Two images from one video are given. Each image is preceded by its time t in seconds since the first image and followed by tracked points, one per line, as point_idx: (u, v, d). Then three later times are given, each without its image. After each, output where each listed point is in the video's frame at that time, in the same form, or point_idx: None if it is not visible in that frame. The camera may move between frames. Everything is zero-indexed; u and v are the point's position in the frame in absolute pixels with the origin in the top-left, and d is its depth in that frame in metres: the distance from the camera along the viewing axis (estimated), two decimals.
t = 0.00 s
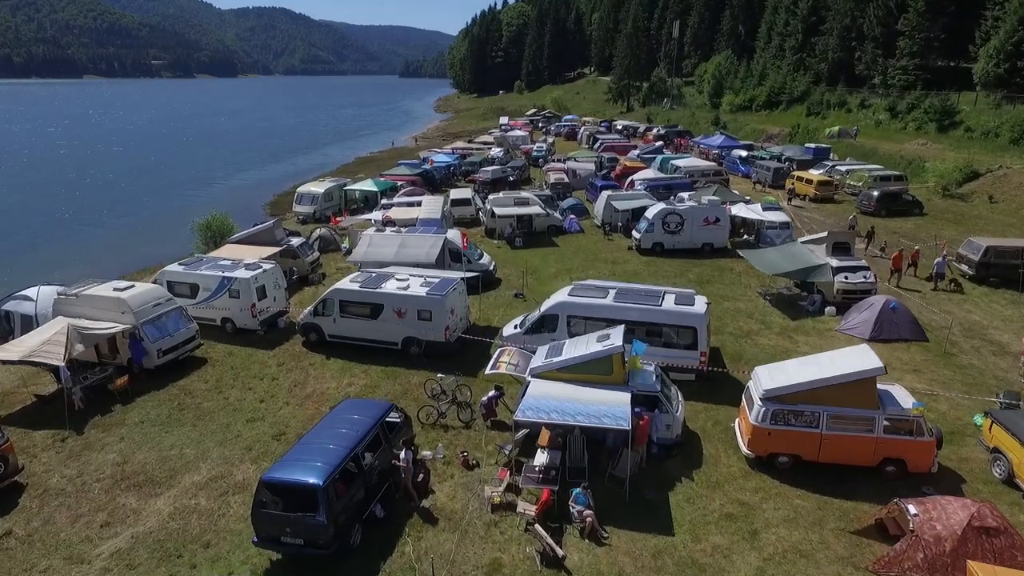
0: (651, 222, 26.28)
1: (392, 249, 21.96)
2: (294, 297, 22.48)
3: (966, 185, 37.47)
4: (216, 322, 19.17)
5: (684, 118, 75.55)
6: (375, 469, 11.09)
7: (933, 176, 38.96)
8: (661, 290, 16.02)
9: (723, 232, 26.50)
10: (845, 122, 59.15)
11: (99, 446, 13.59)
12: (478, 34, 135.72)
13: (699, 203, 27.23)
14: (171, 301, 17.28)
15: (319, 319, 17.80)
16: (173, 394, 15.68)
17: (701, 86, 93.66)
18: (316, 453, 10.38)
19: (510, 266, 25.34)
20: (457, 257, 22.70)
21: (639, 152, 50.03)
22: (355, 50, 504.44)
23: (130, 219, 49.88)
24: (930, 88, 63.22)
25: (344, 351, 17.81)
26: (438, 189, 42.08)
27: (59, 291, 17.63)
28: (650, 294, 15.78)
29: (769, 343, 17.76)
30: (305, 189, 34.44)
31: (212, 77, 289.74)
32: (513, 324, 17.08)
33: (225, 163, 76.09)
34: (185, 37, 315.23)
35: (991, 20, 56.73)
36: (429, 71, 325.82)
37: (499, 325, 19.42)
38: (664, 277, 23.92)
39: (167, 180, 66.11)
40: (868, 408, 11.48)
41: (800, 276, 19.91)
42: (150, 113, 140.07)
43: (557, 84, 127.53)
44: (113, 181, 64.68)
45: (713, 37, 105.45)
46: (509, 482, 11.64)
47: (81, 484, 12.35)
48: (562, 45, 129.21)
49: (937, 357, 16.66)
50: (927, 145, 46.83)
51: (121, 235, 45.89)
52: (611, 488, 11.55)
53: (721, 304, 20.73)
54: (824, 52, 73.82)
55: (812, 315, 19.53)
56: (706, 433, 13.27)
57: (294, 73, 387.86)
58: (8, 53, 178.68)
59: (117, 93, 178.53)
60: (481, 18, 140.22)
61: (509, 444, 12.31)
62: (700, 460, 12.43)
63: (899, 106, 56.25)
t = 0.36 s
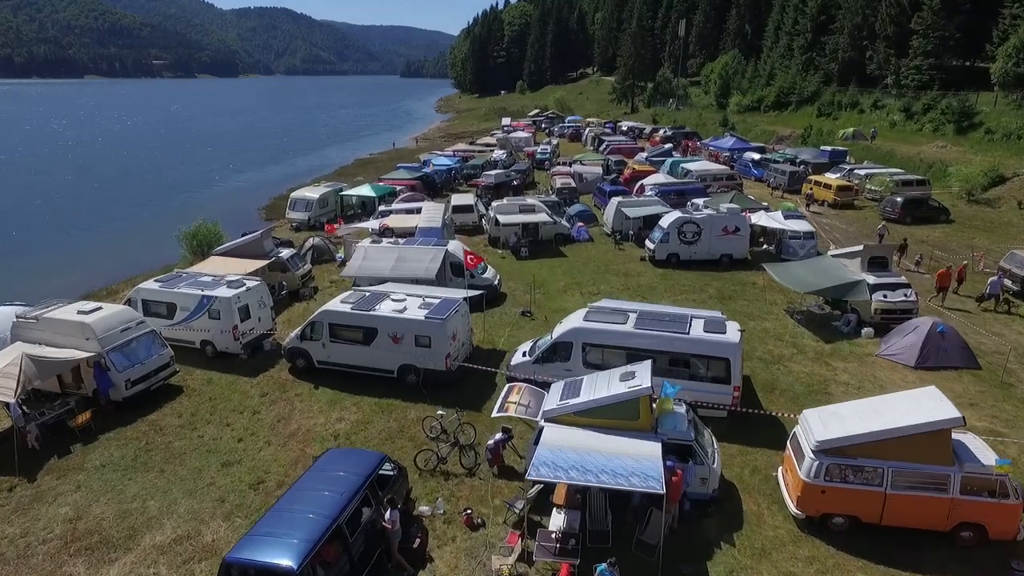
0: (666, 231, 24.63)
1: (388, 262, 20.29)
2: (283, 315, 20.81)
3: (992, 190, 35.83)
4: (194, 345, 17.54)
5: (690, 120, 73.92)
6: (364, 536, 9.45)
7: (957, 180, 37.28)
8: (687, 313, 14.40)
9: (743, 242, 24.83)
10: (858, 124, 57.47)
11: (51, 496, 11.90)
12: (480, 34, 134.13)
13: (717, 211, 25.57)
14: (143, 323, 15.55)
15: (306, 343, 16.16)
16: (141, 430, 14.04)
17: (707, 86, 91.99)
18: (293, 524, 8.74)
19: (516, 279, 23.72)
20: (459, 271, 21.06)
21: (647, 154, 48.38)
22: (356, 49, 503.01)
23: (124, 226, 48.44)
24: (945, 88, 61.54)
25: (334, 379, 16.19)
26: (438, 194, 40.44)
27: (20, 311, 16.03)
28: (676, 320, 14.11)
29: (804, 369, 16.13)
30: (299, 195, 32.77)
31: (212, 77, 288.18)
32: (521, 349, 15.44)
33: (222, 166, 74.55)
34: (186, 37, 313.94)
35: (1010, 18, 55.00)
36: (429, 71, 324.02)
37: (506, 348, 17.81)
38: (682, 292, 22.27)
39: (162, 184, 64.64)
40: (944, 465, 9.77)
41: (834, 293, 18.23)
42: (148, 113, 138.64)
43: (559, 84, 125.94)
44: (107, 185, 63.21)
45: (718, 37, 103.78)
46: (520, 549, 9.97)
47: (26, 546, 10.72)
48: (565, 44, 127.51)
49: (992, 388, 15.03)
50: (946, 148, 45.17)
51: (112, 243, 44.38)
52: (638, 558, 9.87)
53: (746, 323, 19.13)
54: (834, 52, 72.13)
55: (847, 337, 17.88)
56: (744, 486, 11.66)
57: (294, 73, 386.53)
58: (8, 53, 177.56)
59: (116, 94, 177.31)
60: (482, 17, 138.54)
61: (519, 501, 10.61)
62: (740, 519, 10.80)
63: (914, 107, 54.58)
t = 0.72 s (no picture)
0: (683, 243, 22.97)
1: (383, 278, 18.67)
2: (267, 336, 19.15)
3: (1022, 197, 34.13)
4: (168, 373, 15.88)
5: (698, 120, 72.18)
6: None
7: (983, 185, 35.60)
8: (718, 345, 12.75)
9: (766, 254, 23.14)
10: (872, 125, 55.76)
11: None
12: (482, 33, 132.45)
13: (737, 220, 23.88)
14: (107, 350, 13.87)
15: (290, 374, 14.50)
16: (100, 476, 12.40)
17: (714, 86, 90.16)
18: None
19: (521, 294, 22.07)
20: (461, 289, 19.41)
21: (656, 157, 46.65)
22: (358, 49, 501.35)
23: (114, 229, 46.84)
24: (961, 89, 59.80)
25: (320, 413, 14.54)
26: (439, 199, 38.81)
27: None
28: (705, 353, 12.43)
29: (844, 403, 14.46)
30: (292, 201, 31.11)
31: (214, 76, 286.65)
32: (529, 383, 13.80)
33: (219, 166, 72.95)
34: (187, 36, 312.75)
35: None
36: (432, 71, 322.23)
37: (512, 375, 16.17)
38: (701, 309, 20.56)
39: (156, 185, 62.96)
40: None
41: (873, 315, 16.56)
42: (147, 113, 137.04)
43: (563, 85, 124.25)
44: (99, 186, 61.56)
45: (725, 36, 102.05)
46: None
47: None
48: (568, 44, 125.79)
49: None
50: (968, 151, 43.46)
51: (100, 246, 42.74)
52: None
53: (775, 346, 17.47)
54: (846, 51, 70.37)
55: (888, 364, 16.18)
56: (792, 554, 10.00)
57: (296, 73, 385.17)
58: (10, 52, 176.50)
59: (116, 93, 175.82)
60: (485, 17, 136.97)
61: None
62: None
63: (931, 109, 52.87)
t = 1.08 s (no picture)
0: (700, 256, 21.33)
1: (374, 298, 17.08)
2: (248, 361, 17.50)
3: None
4: (135, 407, 14.25)
5: (705, 121, 70.52)
6: None
7: (1009, 191, 33.97)
8: (755, 386, 11.09)
9: (789, 268, 21.49)
10: (886, 126, 54.14)
11: None
12: (483, 33, 130.85)
13: (758, 231, 22.25)
14: (59, 388, 12.12)
15: (267, 412, 12.82)
16: (44, 537, 10.76)
17: (720, 86, 88.35)
18: None
19: (526, 312, 20.42)
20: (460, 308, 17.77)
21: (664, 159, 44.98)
22: (359, 49, 499.72)
23: (103, 233, 45.22)
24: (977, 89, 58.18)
25: (300, 458, 12.86)
26: (439, 204, 37.18)
27: None
28: (743, 396, 10.71)
29: (894, 445, 12.76)
30: (283, 208, 29.46)
31: (214, 76, 285.21)
32: (537, 425, 12.15)
33: (214, 166, 71.33)
34: (189, 36, 311.59)
35: None
36: (433, 71, 320.80)
37: (516, 411, 14.50)
38: (722, 328, 18.88)
39: (149, 186, 61.30)
40: None
41: (918, 343, 14.90)
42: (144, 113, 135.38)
43: (565, 85, 122.73)
44: (89, 187, 59.97)
45: (730, 36, 100.42)
46: None
47: None
48: (571, 44, 124.25)
49: None
50: (989, 154, 41.81)
51: (86, 250, 41.12)
52: None
53: (808, 375, 15.82)
54: (856, 50, 68.83)
55: (937, 398, 14.49)
56: None
57: (297, 74, 383.60)
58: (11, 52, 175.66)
59: (114, 92, 174.20)
60: (486, 16, 135.43)
61: None
62: None
63: (949, 109, 51.22)
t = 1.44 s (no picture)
0: (719, 270, 19.62)
1: (360, 321, 15.42)
2: (222, 391, 15.76)
3: None
4: (87, 449, 12.54)
5: (711, 122, 68.80)
6: None
7: None
8: (802, 441, 9.42)
9: (815, 284, 19.81)
10: (900, 127, 52.47)
11: None
12: (484, 32, 129.20)
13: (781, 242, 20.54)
14: None
15: (234, 462, 11.13)
16: None
17: (727, 86, 86.57)
18: None
19: (530, 333, 18.73)
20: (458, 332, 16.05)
21: (672, 163, 43.28)
22: (359, 49, 498.18)
23: (88, 236, 43.62)
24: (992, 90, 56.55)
25: (271, 514, 11.16)
26: (437, 210, 35.48)
27: None
28: (792, 457, 8.99)
29: (956, 501, 11.06)
30: (271, 215, 27.80)
31: (214, 76, 283.68)
32: (546, 481, 10.46)
33: (207, 166, 69.69)
34: (189, 37, 310.33)
35: None
36: (434, 71, 319.19)
37: (520, 455, 12.79)
38: (746, 352, 17.17)
39: (141, 187, 59.59)
40: None
41: (975, 378, 13.19)
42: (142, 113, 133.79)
43: (568, 85, 121.08)
44: (79, 188, 58.36)
45: (736, 36, 98.74)
46: None
47: None
48: (574, 44, 122.63)
49: None
50: (1012, 157, 40.14)
51: (68, 254, 39.50)
52: None
53: (847, 410, 14.11)
54: (866, 49, 67.18)
55: (997, 440, 12.78)
56: None
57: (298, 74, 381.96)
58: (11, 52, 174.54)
59: (112, 91, 173.00)
60: (487, 16, 133.83)
61: None
62: None
63: (967, 111, 49.56)
